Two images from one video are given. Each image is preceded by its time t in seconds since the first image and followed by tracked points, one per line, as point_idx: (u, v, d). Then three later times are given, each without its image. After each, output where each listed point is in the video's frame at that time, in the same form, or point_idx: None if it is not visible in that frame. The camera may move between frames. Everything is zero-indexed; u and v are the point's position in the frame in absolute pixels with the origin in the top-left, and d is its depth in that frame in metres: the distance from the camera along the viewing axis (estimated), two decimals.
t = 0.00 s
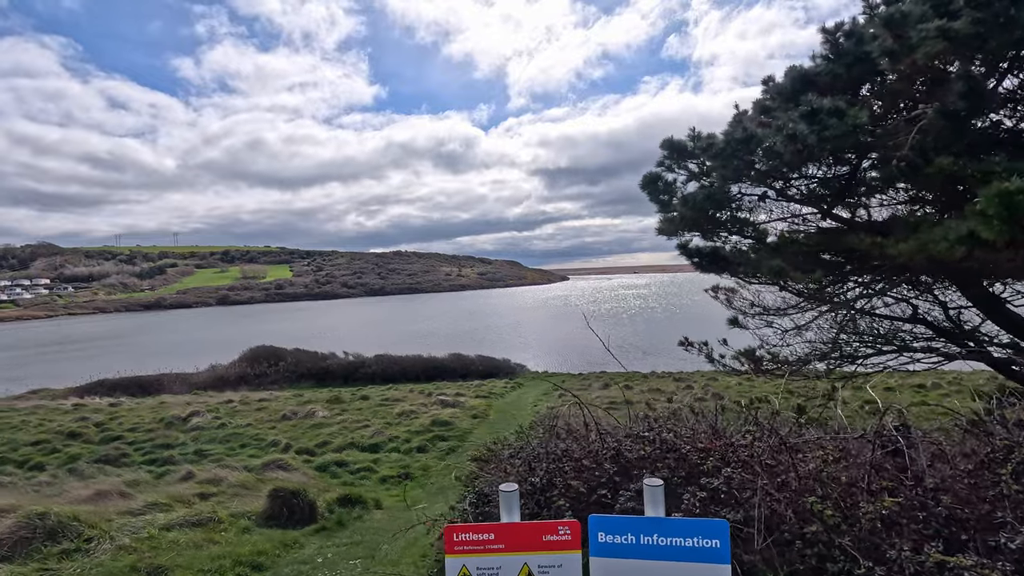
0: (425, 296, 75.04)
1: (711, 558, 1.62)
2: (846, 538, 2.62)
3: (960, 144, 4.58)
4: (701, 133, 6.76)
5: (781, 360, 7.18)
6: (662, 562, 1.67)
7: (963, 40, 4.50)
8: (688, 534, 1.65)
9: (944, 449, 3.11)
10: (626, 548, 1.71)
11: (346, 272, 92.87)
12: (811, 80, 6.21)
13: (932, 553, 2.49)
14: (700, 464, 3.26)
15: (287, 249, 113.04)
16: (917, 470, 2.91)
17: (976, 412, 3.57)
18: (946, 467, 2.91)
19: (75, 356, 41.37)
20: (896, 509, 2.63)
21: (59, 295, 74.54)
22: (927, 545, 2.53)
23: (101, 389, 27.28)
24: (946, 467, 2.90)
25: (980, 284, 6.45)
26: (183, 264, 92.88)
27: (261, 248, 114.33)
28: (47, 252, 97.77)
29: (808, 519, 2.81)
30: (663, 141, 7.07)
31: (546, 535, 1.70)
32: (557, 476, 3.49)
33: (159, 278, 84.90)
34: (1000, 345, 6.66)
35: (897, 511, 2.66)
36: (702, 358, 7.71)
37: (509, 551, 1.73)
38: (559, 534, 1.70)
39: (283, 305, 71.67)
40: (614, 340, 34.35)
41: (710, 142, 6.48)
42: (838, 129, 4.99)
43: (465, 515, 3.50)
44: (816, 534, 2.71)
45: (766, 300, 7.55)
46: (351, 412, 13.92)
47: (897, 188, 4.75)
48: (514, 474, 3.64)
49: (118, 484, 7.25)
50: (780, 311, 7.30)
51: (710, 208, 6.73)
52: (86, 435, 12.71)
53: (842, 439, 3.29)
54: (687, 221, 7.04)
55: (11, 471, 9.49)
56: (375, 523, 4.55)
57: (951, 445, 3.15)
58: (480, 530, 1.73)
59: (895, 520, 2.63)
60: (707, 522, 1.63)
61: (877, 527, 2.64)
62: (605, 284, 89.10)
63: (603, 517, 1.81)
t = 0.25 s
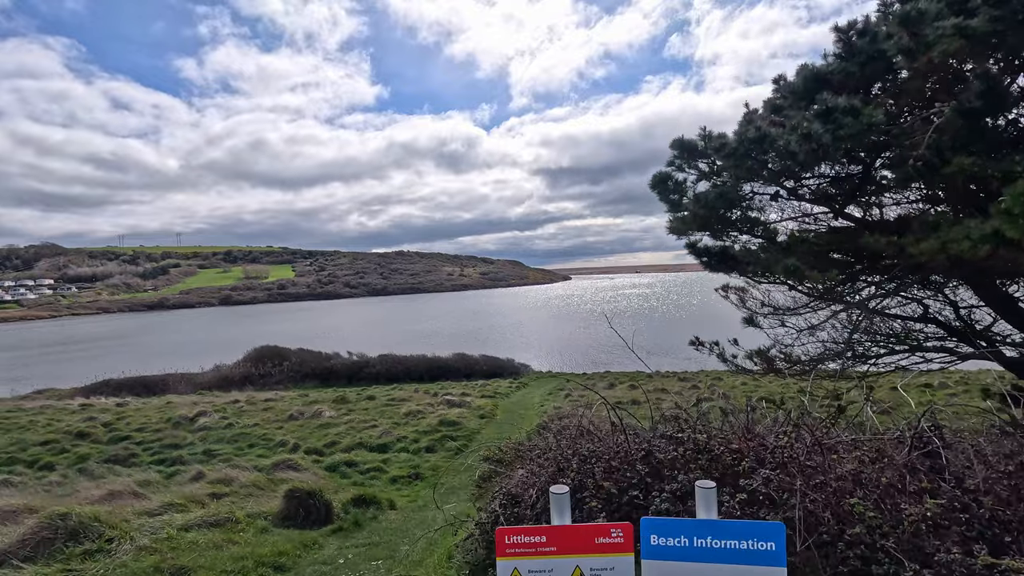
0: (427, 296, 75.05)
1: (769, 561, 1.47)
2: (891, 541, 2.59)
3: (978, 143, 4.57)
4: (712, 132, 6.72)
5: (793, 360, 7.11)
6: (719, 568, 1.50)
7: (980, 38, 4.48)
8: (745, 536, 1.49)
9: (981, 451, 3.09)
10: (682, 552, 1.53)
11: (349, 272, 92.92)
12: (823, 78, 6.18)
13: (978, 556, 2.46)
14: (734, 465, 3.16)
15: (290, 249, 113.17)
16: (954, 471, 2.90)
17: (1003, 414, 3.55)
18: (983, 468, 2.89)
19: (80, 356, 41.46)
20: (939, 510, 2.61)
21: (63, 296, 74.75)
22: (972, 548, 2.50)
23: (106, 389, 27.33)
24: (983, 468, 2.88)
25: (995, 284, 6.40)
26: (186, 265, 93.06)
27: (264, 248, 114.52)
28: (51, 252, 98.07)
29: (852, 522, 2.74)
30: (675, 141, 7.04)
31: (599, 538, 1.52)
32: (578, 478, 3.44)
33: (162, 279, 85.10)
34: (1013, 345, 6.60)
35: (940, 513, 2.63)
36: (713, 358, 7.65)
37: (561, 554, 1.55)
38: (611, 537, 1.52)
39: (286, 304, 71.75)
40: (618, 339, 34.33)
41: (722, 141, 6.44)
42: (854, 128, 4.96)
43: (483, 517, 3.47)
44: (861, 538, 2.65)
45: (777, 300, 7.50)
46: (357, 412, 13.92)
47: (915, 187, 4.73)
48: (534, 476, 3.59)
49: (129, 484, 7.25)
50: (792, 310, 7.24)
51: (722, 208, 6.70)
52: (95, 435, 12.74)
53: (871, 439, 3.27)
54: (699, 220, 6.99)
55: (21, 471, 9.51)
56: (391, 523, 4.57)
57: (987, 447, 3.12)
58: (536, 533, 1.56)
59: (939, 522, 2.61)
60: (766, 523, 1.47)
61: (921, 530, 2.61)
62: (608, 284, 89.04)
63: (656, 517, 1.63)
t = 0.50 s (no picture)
0: (432, 296, 75.05)
1: (823, 565, 1.46)
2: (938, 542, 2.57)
3: (997, 141, 4.53)
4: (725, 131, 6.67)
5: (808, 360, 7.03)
6: (774, 570, 1.50)
7: (1001, 35, 4.42)
8: (799, 540, 1.48)
9: (1018, 451, 3.11)
10: (735, 555, 1.52)
11: (354, 272, 93.03)
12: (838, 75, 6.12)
13: None
14: (770, 467, 3.11)
15: (295, 249, 113.37)
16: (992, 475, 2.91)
17: None
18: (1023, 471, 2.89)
19: (87, 355, 41.69)
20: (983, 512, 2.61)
21: (70, 295, 75.19)
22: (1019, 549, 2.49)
23: (114, 388, 27.47)
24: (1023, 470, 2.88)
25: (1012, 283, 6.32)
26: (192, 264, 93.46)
27: (269, 248, 114.90)
28: (57, 252, 98.65)
29: (894, 525, 2.73)
30: (687, 139, 6.99)
31: (649, 540, 1.50)
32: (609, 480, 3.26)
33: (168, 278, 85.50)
34: None
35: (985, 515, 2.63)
36: (725, 357, 7.59)
37: (613, 557, 1.52)
38: (663, 540, 1.49)
39: (291, 304, 71.92)
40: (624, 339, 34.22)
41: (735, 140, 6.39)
42: (872, 127, 4.92)
43: (508, 520, 3.44)
44: (908, 539, 2.65)
45: (790, 299, 7.43)
46: (366, 412, 13.90)
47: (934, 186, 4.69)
48: (553, 478, 3.54)
49: (142, 483, 7.27)
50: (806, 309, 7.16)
51: (735, 207, 6.65)
52: (105, 434, 12.81)
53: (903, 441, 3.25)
54: (713, 219, 6.93)
55: (33, 470, 9.57)
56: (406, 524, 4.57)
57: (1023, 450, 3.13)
58: (583, 534, 1.52)
59: (984, 524, 2.60)
60: (824, 527, 1.46)
61: (968, 531, 2.59)
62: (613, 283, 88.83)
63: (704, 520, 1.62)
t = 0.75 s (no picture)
0: (438, 296, 75.16)
1: (874, 571, 1.38)
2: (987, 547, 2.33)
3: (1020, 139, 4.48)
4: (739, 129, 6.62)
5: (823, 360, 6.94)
6: None
7: None
8: (850, 546, 1.39)
9: None
10: (782, 561, 1.42)
11: (360, 271, 93.29)
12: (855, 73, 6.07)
13: None
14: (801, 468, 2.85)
15: (301, 248, 113.94)
16: None
17: None
18: None
19: (96, 354, 42.00)
20: None
21: (79, 294, 75.77)
22: None
23: (123, 386, 27.66)
24: None
25: None
26: (200, 264, 93.98)
27: (275, 247, 115.40)
28: (66, 251, 99.42)
29: (936, 530, 2.48)
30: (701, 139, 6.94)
31: (696, 544, 1.46)
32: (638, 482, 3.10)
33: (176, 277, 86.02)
34: None
35: None
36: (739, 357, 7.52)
37: (659, 562, 1.48)
38: (709, 544, 1.46)
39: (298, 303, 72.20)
40: (630, 339, 34.18)
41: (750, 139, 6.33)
42: (893, 125, 4.86)
43: (532, 522, 3.41)
44: (950, 545, 2.39)
45: (804, 299, 7.35)
46: (375, 411, 13.93)
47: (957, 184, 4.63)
48: (572, 480, 3.49)
49: (156, 481, 7.30)
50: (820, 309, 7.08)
51: (750, 206, 6.58)
52: (116, 432, 12.90)
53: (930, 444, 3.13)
54: (727, 218, 6.87)
55: (47, 468, 9.65)
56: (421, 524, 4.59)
57: None
58: (631, 538, 1.48)
59: None
60: (875, 531, 1.38)
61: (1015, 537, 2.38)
62: (618, 283, 88.75)
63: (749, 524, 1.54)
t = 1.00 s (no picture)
0: (445, 295, 75.24)
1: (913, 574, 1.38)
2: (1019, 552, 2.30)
3: None
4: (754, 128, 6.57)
5: (836, 361, 6.90)
6: None
7: None
8: (888, 549, 1.39)
9: None
10: (819, 563, 1.43)
11: (367, 271, 93.56)
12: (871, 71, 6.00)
13: None
14: (826, 471, 2.83)
15: (308, 248, 114.49)
16: None
17: None
18: None
19: (106, 353, 42.32)
20: None
21: (89, 293, 76.42)
22: None
23: (134, 385, 27.89)
24: None
25: None
26: (208, 263, 94.58)
27: (283, 247, 115.96)
28: (77, 250, 100.29)
29: (966, 533, 2.44)
30: (713, 138, 6.91)
31: (732, 546, 1.46)
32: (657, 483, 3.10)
33: (185, 277, 86.60)
34: None
35: None
36: (750, 358, 7.48)
37: (695, 563, 1.48)
38: (746, 546, 1.46)
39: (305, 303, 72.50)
40: (638, 339, 34.10)
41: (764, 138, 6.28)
42: (910, 125, 4.82)
43: (554, 522, 3.43)
44: (983, 548, 2.36)
45: (817, 300, 7.30)
46: (384, 410, 13.98)
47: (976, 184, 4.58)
48: (591, 481, 3.49)
49: (170, 479, 7.36)
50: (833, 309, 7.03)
51: (763, 206, 6.53)
52: (129, 430, 13.01)
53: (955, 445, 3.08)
54: (740, 218, 6.82)
55: (62, 465, 9.77)
56: (433, 524, 4.60)
57: None
58: (667, 540, 1.50)
59: None
60: (915, 534, 1.38)
61: None
62: (626, 283, 88.56)
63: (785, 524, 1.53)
